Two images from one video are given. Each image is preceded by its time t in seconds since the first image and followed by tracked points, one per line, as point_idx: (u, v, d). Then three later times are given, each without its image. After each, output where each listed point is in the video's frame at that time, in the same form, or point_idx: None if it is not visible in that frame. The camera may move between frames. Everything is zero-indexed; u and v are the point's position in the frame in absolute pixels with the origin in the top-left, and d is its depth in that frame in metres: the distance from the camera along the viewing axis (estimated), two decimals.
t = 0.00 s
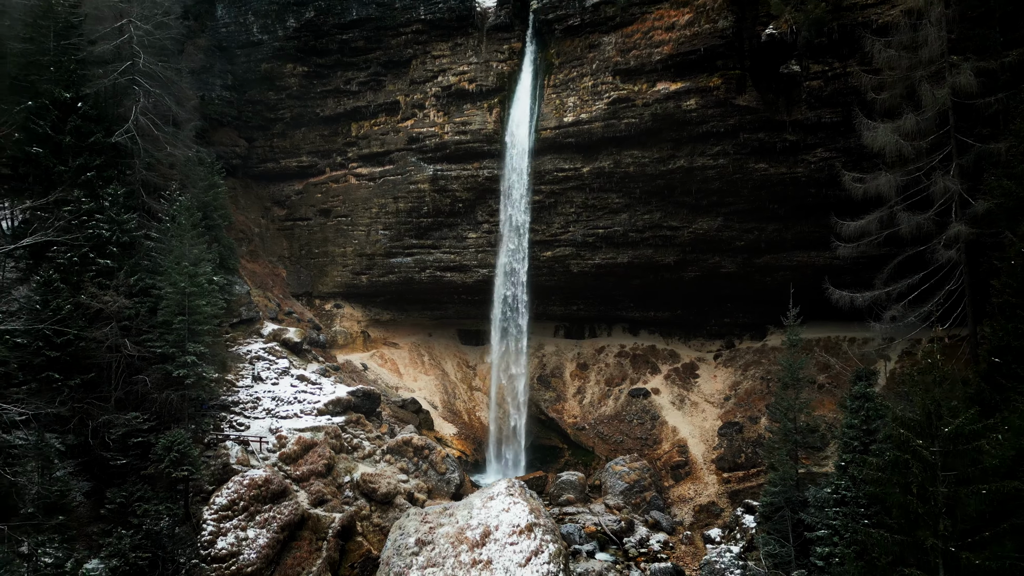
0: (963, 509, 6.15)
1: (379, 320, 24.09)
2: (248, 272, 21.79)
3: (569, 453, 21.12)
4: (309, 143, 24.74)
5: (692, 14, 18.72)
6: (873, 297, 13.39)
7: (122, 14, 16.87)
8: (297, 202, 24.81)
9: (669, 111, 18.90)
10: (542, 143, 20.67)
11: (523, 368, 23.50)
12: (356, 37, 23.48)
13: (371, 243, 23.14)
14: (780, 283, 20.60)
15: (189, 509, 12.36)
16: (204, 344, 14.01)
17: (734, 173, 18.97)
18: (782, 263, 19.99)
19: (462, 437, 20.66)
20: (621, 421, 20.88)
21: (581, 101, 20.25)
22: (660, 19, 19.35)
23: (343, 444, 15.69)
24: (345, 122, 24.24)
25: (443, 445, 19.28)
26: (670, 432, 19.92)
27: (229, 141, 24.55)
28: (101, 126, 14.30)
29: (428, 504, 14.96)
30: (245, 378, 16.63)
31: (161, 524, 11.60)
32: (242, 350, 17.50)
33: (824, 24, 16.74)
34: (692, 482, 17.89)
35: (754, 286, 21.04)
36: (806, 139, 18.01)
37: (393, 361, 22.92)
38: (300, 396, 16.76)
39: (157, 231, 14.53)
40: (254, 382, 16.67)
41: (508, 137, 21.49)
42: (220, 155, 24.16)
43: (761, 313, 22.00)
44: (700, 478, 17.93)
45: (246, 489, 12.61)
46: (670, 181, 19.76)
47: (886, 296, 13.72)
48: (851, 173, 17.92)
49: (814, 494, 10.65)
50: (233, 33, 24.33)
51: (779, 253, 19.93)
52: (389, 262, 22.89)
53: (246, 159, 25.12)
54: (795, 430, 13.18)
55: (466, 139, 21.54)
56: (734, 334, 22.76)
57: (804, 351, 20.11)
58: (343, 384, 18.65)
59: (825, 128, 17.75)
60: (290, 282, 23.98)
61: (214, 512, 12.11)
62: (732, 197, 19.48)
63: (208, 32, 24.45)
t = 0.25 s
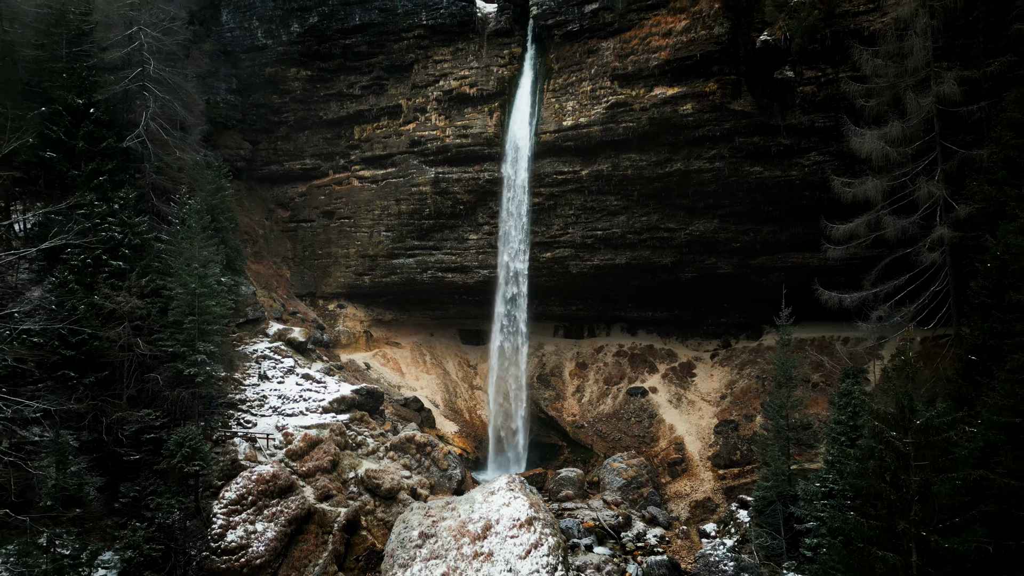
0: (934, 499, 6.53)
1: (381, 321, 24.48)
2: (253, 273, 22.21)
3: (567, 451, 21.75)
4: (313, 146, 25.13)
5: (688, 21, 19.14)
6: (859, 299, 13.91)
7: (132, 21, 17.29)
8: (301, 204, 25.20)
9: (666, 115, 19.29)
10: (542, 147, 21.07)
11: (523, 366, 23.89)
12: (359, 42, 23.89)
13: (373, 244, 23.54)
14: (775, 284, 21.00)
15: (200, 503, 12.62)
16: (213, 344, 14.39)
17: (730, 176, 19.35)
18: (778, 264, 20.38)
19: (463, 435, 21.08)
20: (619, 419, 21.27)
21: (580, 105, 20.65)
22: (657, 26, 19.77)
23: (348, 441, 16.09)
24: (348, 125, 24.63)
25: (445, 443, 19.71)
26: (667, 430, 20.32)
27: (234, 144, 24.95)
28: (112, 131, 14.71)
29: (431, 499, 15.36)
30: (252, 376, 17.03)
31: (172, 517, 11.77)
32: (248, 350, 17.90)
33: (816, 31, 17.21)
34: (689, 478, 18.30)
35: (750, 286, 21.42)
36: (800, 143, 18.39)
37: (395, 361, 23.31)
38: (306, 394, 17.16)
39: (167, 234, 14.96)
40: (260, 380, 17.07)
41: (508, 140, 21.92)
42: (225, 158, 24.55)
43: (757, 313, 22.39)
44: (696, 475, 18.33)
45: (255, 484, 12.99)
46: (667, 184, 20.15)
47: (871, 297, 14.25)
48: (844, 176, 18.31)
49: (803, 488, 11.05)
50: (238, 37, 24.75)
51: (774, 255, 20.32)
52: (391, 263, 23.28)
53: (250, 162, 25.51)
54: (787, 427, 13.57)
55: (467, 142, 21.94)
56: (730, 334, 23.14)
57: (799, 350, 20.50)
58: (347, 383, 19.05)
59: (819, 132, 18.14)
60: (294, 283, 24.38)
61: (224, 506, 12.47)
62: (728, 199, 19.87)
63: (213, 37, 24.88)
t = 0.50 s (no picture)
0: (909, 487, 6.97)
1: (383, 320, 24.87)
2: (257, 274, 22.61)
3: (567, 448, 22.07)
4: (316, 148, 25.53)
5: (684, 27, 19.55)
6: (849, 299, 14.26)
7: (141, 28, 17.71)
8: (304, 206, 25.61)
9: (663, 119, 19.69)
10: (541, 150, 21.46)
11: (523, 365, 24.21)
12: (361, 46, 24.31)
13: (376, 245, 23.94)
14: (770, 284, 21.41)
15: (209, 497, 12.99)
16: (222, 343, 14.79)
17: (726, 179, 19.74)
18: (773, 265, 20.76)
19: (464, 433, 21.51)
20: (617, 417, 21.68)
21: (579, 109, 21.04)
22: (654, 31, 20.18)
23: (352, 438, 16.49)
24: (350, 128, 25.04)
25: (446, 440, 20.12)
26: (664, 427, 20.73)
27: (238, 147, 25.35)
28: (123, 136, 15.12)
29: (433, 494, 15.76)
30: (258, 375, 17.44)
31: (183, 511, 12.09)
32: (254, 349, 18.31)
33: (809, 38, 17.57)
34: (685, 475, 18.70)
35: (745, 287, 21.82)
36: (794, 146, 18.80)
37: (397, 360, 23.71)
38: (311, 392, 17.57)
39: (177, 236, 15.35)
40: (266, 379, 17.47)
41: (508, 143, 22.37)
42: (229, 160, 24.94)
43: (752, 313, 22.80)
44: (692, 471, 18.74)
45: (262, 479, 13.42)
46: (664, 187, 20.55)
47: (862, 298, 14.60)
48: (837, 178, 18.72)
49: (794, 481, 11.45)
50: (242, 42, 25.17)
51: (769, 256, 20.72)
52: (393, 263, 23.69)
53: (254, 164, 25.90)
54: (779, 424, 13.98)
55: (468, 145, 22.35)
56: (727, 333, 23.54)
57: (794, 350, 20.90)
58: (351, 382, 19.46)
59: (812, 136, 18.54)
60: (298, 283, 24.79)
61: (233, 500, 12.89)
62: (724, 202, 20.27)
63: (218, 42, 25.31)
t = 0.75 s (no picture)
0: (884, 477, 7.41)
1: (385, 320, 25.27)
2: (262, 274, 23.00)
3: (566, 445, 22.25)
4: (319, 151, 25.94)
5: (681, 32, 19.94)
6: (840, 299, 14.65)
7: (150, 35, 18.15)
8: (308, 208, 26.02)
9: (660, 123, 20.10)
10: (541, 153, 21.86)
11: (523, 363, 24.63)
12: (364, 50, 24.75)
13: (378, 247, 24.35)
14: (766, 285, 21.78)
15: (218, 492, 13.37)
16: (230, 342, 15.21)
17: (722, 182, 20.14)
18: (768, 266, 21.15)
19: (466, 431, 21.93)
20: (616, 415, 22.09)
21: (578, 113, 21.45)
22: (652, 37, 20.60)
23: (356, 435, 16.89)
24: (353, 131, 25.46)
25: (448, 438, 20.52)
26: (661, 425, 21.14)
27: (243, 149, 25.74)
28: (134, 141, 15.57)
29: (435, 489, 16.18)
30: (263, 373, 17.85)
31: (194, 505, 12.55)
32: (260, 349, 18.72)
33: (802, 44, 18.13)
34: (682, 471, 19.10)
35: (741, 287, 22.21)
36: (788, 150, 19.21)
37: (400, 359, 24.10)
38: (315, 390, 17.98)
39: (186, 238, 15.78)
40: (272, 377, 17.88)
41: (508, 146, 22.79)
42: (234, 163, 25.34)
43: (748, 313, 23.19)
44: (689, 468, 19.15)
45: (270, 474, 13.87)
46: (662, 189, 20.95)
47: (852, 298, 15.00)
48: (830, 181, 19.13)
49: (784, 476, 11.86)
50: (247, 46, 25.59)
51: (764, 257, 21.11)
52: (395, 264, 24.10)
53: (258, 167, 26.29)
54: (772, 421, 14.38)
55: (469, 148, 22.77)
56: (723, 333, 23.93)
57: (789, 349, 21.29)
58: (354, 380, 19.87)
59: (805, 140, 18.96)
60: (301, 284, 25.18)
61: (242, 495, 13.40)
62: (720, 204, 20.67)
63: (223, 47, 25.72)
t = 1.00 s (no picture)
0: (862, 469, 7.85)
1: (388, 320, 25.66)
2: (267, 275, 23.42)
3: (564, 442, 22.80)
4: (322, 153, 26.34)
5: (678, 38, 20.33)
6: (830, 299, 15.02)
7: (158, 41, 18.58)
8: (311, 209, 26.42)
9: (657, 127, 20.49)
10: (540, 155, 22.27)
11: (523, 363, 25.00)
12: (367, 54, 25.16)
13: (380, 248, 24.76)
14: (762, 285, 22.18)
15: (227, 487, 13.78)
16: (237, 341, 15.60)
17: (718, 184, 20.54)
18: (764, 267, 21.54)
19: (467, 428, 22.30)
20: (614, 413, 22.51)
21: (577, 116, 21.84)
22: (649, 42, 21.00)
23: (359, 432, 17.29)
24: (356, 134, 25.85)
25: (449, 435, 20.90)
26: (658, 423, 21.55)
27: (247, 152, 26.14)
28: (144, 146, 16.01)
29: (437, 485, 16.58)
30: (269, 372, 18.25)
31: (204, 499, 13.05)
32: (266, 348, 19.13)
33: (796, 50, 18.54)
34: (678, 468, 19.51)
35: (737, 288, 22.60)
36: (783, 153, 19.61)
37: (402, 358, 24.48)
38: (320, 389, 18.37)
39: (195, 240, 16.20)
40: (278, 376, 18.29)
41: (509, 149, 23.14)
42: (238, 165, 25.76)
43: (745, 313, 23.58)
44: (685, 465, 19.56)
45: (277, 470, 14.24)
46: (659, 191, 21.37)
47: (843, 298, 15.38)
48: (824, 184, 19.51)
49: (775, 470, 12.26)
50: (251, 50, 26.00)
51: (759, 258, 21.51)
52: (397, 265, 24.51)
53: (262, 169, 26.69)
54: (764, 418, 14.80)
55: (470, 151, 23.19)
56: (720, 333, 24.31)
57: (784, 348, 21.70)
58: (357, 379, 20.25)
59: (800, 143, 19.35)
60: (305, 284, 25.60)
61: (250, 490, 13.74)
62: (716, 206, 21.07)
63: (228, 51, 26.12)
